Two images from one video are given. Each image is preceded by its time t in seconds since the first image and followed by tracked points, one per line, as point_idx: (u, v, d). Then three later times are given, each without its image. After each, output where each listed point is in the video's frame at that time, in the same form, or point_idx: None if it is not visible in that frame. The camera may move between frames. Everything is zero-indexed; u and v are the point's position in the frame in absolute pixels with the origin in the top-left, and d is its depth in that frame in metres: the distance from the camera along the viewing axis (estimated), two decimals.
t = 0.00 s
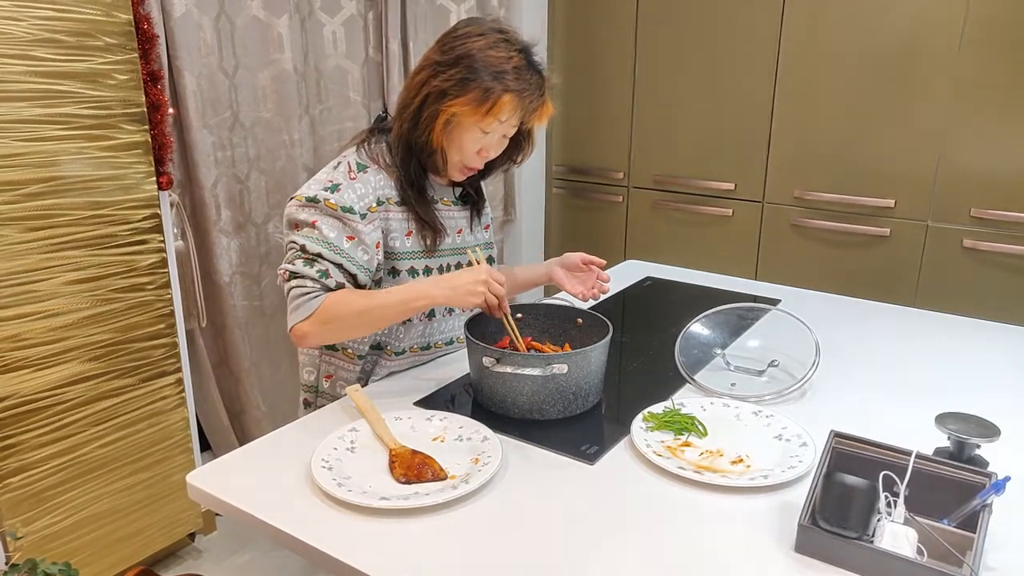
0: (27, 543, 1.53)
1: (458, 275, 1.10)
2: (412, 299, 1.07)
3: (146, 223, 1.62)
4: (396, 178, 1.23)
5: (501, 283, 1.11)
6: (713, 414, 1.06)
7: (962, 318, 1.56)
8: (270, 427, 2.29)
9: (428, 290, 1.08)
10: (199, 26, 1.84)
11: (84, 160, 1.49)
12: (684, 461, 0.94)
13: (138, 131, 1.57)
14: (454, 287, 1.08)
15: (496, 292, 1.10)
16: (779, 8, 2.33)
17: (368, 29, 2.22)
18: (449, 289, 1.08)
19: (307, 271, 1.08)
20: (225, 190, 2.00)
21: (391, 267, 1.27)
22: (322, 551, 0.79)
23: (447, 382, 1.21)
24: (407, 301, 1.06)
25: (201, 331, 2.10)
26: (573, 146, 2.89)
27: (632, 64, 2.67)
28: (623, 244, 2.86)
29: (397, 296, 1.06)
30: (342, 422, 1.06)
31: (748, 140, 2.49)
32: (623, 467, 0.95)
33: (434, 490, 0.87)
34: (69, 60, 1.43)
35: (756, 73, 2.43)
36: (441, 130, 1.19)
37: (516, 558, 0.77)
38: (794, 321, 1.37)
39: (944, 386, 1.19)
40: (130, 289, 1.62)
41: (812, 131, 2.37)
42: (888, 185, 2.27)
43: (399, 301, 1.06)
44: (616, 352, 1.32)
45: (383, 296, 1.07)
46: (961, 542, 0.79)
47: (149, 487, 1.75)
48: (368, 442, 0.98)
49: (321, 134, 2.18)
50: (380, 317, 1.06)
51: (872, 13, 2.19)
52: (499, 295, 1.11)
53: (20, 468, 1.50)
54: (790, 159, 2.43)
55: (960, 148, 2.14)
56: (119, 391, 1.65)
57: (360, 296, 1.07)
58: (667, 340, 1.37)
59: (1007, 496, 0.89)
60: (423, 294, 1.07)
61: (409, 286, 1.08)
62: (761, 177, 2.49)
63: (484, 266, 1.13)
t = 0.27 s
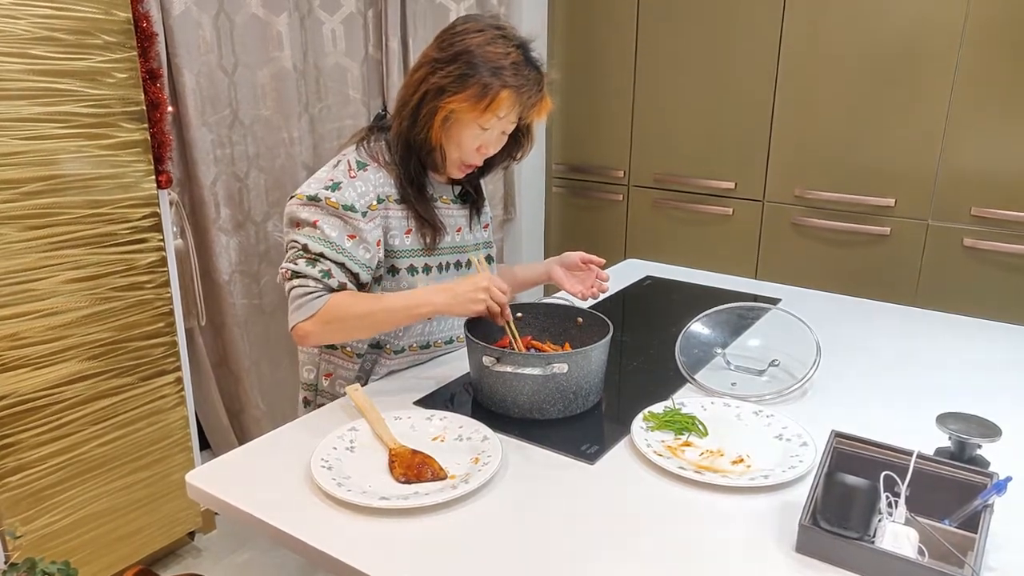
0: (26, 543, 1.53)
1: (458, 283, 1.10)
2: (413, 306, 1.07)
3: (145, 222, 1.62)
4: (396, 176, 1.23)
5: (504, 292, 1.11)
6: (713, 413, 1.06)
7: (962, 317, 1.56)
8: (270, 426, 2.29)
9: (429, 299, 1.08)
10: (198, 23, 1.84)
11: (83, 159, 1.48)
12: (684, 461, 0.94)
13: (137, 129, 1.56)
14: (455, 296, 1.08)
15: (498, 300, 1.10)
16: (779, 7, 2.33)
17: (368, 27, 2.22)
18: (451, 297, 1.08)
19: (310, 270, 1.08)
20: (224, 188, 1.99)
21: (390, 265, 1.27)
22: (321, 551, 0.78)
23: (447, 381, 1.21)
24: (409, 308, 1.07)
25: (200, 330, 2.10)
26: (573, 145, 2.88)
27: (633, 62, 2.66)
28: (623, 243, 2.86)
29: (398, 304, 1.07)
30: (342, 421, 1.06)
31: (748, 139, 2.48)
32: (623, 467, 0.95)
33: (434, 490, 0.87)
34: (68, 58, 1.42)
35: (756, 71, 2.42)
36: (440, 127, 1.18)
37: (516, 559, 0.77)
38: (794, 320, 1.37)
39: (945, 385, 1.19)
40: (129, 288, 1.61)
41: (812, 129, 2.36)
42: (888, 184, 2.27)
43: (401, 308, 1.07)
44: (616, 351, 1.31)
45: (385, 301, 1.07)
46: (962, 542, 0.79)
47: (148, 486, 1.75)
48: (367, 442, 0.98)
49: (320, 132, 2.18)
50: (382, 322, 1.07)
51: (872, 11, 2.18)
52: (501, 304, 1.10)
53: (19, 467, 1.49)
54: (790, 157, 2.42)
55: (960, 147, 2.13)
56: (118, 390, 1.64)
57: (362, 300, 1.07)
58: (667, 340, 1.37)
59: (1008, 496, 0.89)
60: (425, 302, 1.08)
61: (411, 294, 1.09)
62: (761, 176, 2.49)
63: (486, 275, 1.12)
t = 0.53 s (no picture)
0: (25, 542, 1.53)
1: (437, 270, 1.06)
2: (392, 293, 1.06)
3: (145, 221, 1.62)
4: (396, 175, 1.23)
5: (490, 279, 1.05)
6: (713, 413, 1.06)
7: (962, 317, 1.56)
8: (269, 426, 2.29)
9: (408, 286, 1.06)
10: (198, 23, 1.84)
11: (82, 158, 1.48)
12: (684, 461, 0.94)
13: (137, 129, 1.56)
14: (434, 282, 1.05)
15: (478, 284, 1.04)
16: (779, 6, 2.33)
17: (368, 26, 2.22)
18: (429, 283, 1.06)
19: (293, 267, 1.09)
20: (224, 188, 1.99)
21: (389, 264, 1.27)
22: (318, 550, 0.78)
23: (446, 380, 1.21)
24: (387, 296, 1.06)
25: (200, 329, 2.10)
26: (573, 144, 2.88)
27: (632, 62, 2.66)
28: (622, 243, 2.86)
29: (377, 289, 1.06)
30: (341, 420, 1.06)
31: (748, 138, 2.48)
32: (623, 467, 0.94)
33: (433, 489, 0.86)
34: (67, 57, 1.42)
35: (756, 71, 2.42)
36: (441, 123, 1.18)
37: (515, 559, 0.77)
38: (794, 319, 1.37)
39: (945, 385, 1.19)
40: (128, 287, 1.61)
41: (812, 129, 2.36)
42: (888, 183, 2.27)
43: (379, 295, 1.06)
44: (616, 351, 1.31)
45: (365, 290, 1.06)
46: (962, 541, 0.79)
47: (147, 486, 1.75)
48: (366, 441, 0.98)
49: (320, 132, 2.18)
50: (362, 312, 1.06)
51: (873, 10, 2.18)
52: (483, 289, 1.04)
53: (18, 466, 1.49)
54: (790, 157, 2.42)
55: (960, 147, 2.13)
56: (118, 389, 1.64)
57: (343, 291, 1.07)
58: (666, 339, 1.37)
59: (1008, 496, 0.89)
60: (403, 289, 1.06)
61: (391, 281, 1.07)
62: (761, 175, 2.49)
63: (468, 264, 1.06)
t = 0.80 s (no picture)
0: (24, 542, 1.53)
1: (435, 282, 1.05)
2: (389, 303, 1.05)
3: (144, 221, 1.62)
4: (397, 173, 1.23)
5: (486, 293, 1.03)
6: (712, 412, 1.06)
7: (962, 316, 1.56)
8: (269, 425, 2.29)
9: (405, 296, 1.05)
10: (197, 23, 1.84)
11: (82, 157, 1.48)
12: (683, 460, 0.94)
13: (136, 128, 1.56)
14: (431, 294, 1.04)
15: (473, 299, 1.02)
16: (779, 6, 2.33)
17: (367, 26, 2.22)
18: (426, 294, 1.04)
19: (294, 266, 1.09)
20: (223, 187, 1.99)
21: (389, 262, 1.27)
22: (318, 549, 0.78)
23: (445, 380, 1.21)
24: (385, 304, 1.05)
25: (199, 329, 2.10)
26: (572, 144, 2.88)
27: (632, 61, 2.66)
28: (622, 242, 2.86)
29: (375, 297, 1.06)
30: (341, 420, 1.06)
31: (747, 138, 2.49)
32: (622, 466, 0.95)
33: (433, 489, 0.86)
34: (67, 57, 1.42)
35: (755, 71, 2.42)
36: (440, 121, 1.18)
37: (515, 558, 0.77)
38: (794, 319, 1.37)
39: (944, 384, 1.19)
40: (128, 287, 1.61)
41: (812, 129, 2.36)
42: (887, 183, 2.27)
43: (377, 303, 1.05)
44: (616, 350, 1.31)
45: (365, 297, 1.06)
46: (961, 539, 0.79)
47: (147, 486, 1.75)
48: (367, 440, 0.98)
49: (320, 131, 2.18)
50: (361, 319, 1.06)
51: (872, 10, 2.18)
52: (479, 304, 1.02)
53: (18, 466, 1.49)
54: (789, 156, 2.42)
55: (959, 146, 2.13)
56: (118, 389, 1.64)
57: (344, 294, 1.07)
58: (666, 339, 1.37)
59: (1007, 495, 0.89)
60: (400, 299, 1.05)
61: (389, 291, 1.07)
62: (760, 175, 2.49)
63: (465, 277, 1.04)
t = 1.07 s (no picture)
0: (23, 541, 1.53)
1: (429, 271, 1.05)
2: (383, 295, 1.05)
3: (144, 220, 1.62)
4: (397, 173, 1.23)
5: (480, 283, 1.03)
6: (713, 412, 1.06)
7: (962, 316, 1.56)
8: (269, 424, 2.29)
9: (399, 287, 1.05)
10: (197, 22, 1.84)
11: (82, 157, 1.48)
12: (684, 460, 0.94)
13: (137, 127, 1.56)
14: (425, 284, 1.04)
15: (466, 288, 1.02)
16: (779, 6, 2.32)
17: (367, 25, 2.21)
18: (420, 285, 1.04)
19: (291, 265, 1.09)
20: (223, 186, 1.99)
21: (389, 262, 1.26)
22: (318, 549, 0.78)
23: (445, 379, 1.20)
24: (379, 297, 1.05)
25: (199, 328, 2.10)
26: (573, 144, 2.88)
27: (633, 61, 2.66)
28: (623, 242, 2.86)
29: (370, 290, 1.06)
30: (341, 419, 1.06)
31: (748, 137, 2.48)
32: (622, 466, 0.94)
33: (433, 489, 0.86)
34: (67, 56, 1.42)
35: (756, 70, 2.42)
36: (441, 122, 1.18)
37: (515, 558, 0.77)
38: (795, 319, 1.37)
39: (945, 385, 1.19)
40: (128, 286, 1.61)
41: (812, 128, 2.36)
42: (888, 182, 2.26)
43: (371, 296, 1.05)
44: (616, 350, 1.31)
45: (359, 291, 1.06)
46: (962, 541, 0.79)
47: (147, 485, 1.75)
48: (366, 440, 0.98)
49: (320, 131, 2.17)
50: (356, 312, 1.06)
51: (873, 9, 2.18)
52: (472, 294, 1.02)
53: (19, 465, 1.49)
54: (789, 156, 2.42)
55: (960, 146, 2.13)
56: (118, 388, 1.64)
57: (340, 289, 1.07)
58: (667, 339, 1.37)
59: (1008, 496, 0.89)
60: (394, 291, 1.05)
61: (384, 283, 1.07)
62: (761, 174, 2.49)
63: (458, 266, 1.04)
